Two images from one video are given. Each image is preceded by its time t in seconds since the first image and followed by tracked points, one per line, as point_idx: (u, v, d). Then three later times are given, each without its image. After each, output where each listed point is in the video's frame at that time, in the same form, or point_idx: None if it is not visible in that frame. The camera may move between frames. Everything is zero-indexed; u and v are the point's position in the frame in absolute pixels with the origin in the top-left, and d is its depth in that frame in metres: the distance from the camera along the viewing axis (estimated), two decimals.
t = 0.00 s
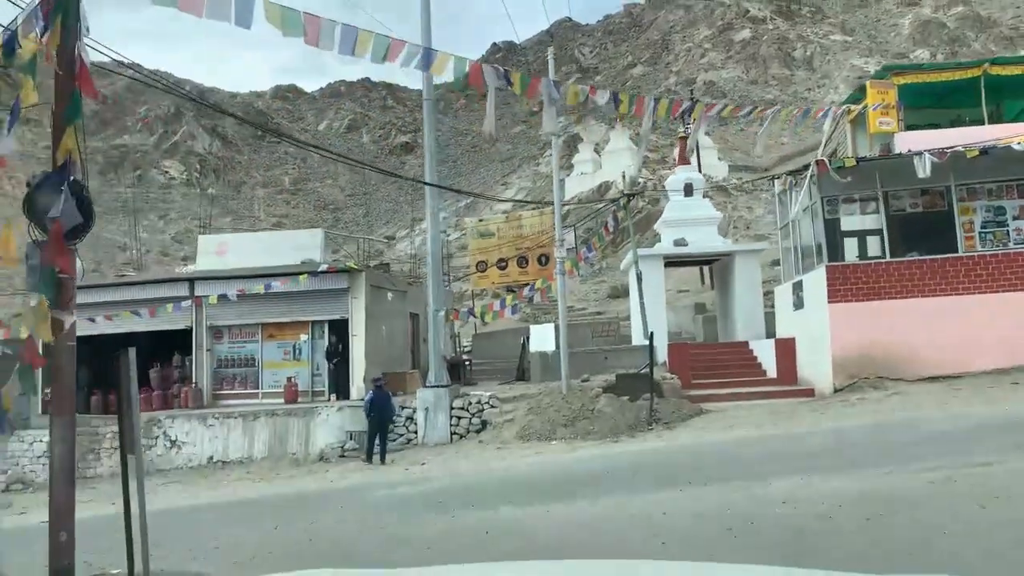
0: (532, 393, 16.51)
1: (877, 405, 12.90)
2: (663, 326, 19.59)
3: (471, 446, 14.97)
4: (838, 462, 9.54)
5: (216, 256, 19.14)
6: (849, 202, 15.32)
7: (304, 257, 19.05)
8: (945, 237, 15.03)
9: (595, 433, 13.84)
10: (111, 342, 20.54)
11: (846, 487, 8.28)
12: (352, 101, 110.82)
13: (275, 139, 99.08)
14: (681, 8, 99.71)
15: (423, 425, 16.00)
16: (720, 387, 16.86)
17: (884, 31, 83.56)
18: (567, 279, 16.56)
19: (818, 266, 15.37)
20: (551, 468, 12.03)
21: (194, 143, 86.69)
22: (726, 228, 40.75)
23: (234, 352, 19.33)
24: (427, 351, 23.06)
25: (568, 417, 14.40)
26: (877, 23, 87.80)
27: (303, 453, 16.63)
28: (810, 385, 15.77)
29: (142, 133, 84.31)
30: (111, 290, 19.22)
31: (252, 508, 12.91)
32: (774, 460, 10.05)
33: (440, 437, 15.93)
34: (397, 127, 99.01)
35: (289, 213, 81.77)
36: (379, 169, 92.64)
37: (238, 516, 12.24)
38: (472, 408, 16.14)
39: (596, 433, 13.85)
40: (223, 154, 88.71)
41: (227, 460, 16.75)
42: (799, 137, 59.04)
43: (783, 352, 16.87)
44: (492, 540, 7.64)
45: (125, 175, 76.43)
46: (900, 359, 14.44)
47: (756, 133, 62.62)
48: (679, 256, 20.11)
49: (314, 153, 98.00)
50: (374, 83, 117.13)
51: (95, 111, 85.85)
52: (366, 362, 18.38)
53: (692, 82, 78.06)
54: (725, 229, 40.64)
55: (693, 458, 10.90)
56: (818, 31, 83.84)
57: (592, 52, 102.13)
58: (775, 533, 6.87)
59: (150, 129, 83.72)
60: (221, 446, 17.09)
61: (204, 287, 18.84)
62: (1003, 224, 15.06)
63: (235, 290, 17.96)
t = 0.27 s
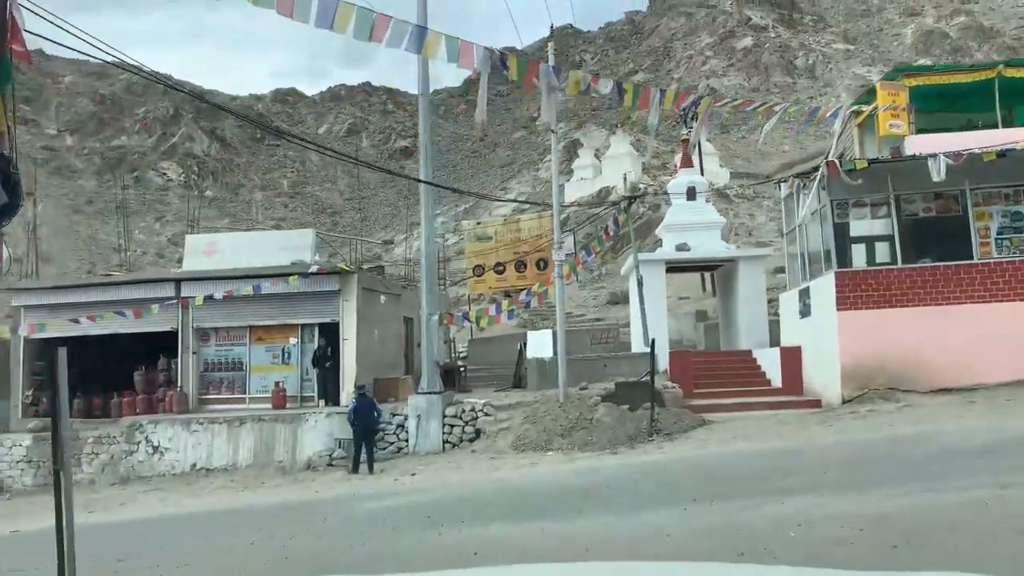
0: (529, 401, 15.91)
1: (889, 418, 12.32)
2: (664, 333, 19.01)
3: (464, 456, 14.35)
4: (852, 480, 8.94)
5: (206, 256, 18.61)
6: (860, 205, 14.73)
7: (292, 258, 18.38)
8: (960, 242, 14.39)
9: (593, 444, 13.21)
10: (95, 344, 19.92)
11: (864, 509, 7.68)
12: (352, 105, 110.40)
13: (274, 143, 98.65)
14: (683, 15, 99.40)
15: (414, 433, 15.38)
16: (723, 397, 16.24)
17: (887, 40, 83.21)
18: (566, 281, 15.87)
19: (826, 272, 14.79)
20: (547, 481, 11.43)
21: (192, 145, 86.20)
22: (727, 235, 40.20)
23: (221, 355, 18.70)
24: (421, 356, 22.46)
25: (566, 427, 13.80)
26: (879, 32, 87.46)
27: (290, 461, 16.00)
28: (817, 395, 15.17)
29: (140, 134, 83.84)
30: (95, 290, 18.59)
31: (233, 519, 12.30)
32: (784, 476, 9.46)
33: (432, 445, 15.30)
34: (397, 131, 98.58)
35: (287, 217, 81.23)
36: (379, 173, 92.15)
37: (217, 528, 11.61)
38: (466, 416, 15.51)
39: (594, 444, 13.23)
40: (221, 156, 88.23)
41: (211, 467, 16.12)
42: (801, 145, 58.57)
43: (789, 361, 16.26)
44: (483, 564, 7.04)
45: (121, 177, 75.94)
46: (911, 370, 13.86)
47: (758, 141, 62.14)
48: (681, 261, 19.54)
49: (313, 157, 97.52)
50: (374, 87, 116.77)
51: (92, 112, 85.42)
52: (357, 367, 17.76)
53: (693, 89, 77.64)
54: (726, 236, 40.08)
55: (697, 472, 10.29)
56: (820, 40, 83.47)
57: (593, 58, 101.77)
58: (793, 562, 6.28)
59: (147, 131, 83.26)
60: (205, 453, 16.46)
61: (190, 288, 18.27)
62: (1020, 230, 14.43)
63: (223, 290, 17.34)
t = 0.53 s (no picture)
0: (526, 404, 15.28)
1: (905, 426, 11.69)
2: (667, 335, 18.40)
3: (457, 460, 13.72)
4: (871, 494, 8.30)
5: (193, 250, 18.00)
6: (873, 203, 14.10)
7: (283, 253, 17.81)
8: (980, 243, 13.74)
9: (593, 450, 12.58)
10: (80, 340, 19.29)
11: (888, 528, 7.04)
12: (354, 103, 109.81)
13: (275, 140, 98.08)
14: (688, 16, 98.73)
15: (406, 436, 14.75)
16: (729, 403, 15.60)
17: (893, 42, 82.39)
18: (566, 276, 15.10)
19: (837, 274, 14.20)
20: (543, 489, 10.81)
21: (192, 141, 85.66)
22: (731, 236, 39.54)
23: (209, 353, 18.10)
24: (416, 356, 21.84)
25: (564, 432, 13.18)
26: (886, 35, 86.75)
27: (276, 464, 15.40)
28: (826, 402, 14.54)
29: (140, 130, 83.32)
30: (80, 284, 17.92)
31: (212, 525, 11.68)
32: (796, 489, 8.83)
33: (426, 449, 14.65)
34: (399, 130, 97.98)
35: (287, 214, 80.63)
36: (380, 171, 91.56)
37: (195, 534, 10.99)
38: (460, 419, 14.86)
39: (594, 450, 12.59)
40: (221, 153, 87.66)
41: (195, 469, 15.50)
42: (807, 147, 57.89)
43: (797, 365, 15.62)
44: None
45: (120, 172, 75.40)
46: (926, 376, 13.21)
47: (763, 142, 61.43)
48: (685, 260, 18.90)
49: (314, 155, 96.94)
50: (376, 86, 116.19)
51: (92, 106, 84.84)
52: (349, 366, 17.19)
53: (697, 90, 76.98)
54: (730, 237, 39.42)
55: (704, 483, 9.65)
56: (826, 42, 82.68)
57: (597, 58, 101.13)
58: None
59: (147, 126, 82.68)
60: (190, 454, 15.84)
61: (177, 282, 17.71)
62: None
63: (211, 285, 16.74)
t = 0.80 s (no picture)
0: (523, 402, 14.65)
1: (922, 428, 11.05)
2: (670, 331, 17.78)
3: (451, 460, 13.11)
4: (893, 502, 7.68)
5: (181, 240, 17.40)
6: (887, 194, 13.47)
7: (273, 244, 17.26)
8: (1000, 238, 13.00)
9: (593, 451, 11.97)
10: (65, 332, 18.74)
11: (915, 541, 6.42)
12: (355, 97, 109.12)
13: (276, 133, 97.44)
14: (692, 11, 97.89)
15: (398, 435, 14.15)
16: (734, 402, 14.99)
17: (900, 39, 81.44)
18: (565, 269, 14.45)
19: (848, 268, 13.59)
20: (539, 493, 10.20)
21: (191, 134, 85.06)
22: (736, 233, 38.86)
23: (196, 347, 17.52)
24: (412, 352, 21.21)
25: (563, 432, 12.56)
26: (892, 31, 85.88)
27: (263, 462, 14.82)
28: (836, 402, 13.91)
29: (140, 122, 82.74)
30: (64, 274, 17.40)
31: (190, 527, 11.08)
32: (811, 495, 8.20)
33: (417, 448, 14.04)
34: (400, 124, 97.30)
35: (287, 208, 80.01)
36: (381, 165, 90.88)
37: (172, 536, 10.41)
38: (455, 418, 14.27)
39: (594, 451, 11.98)
40: (221, 146, 87.07)
41: (178, 467, 14.91)
42: (812, 143, 57.15)
43: (806, 363, 15.00)
44: None
45: (119, 164, 74.83)
46: (943, 375, 12.53)
47: (767, 138, 60.66)
48: (689, 255, 18.30)
49: (315, 149, 96.27)
50: (377, 80, 115.45)
51: (92, 98, 84.26)
52: (341, 361, 16.61)
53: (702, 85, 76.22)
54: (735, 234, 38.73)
55: (712, 488, 9.05)
56: (832, 38, 81.82)
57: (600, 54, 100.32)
58: None
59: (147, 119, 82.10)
60: (173, 452, 15.25)
61: (164, 273, 17.15)
62: None
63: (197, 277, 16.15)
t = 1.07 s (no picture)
0: (519, 396, 14.14)
1: (935, 426, 10.54)
2: (671, 324, 17.27)
3: (442, 456, 12.61)
4: (910, 509, 7.17)
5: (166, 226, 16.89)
6: (898, 182, 12.92)
7: (262, 231, 16.77)
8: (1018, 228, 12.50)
9: (590, 448, 11.47)
10: (49, 321, 18.21)
11: (938, 555, 5.90)
12: (354, 89, 108.41)
13: (274, 124, 96.81)
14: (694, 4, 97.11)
15: (388, 429, 13.65)
16: (737, 398, 14.47)
17: (903, 33, 80.72)
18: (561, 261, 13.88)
19: (856, 260, 13.06)
20: (531, 494, 9.67)
21: (189, 124, 84.39)
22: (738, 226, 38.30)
23: (181, 338, 17.02)
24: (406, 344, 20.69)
25: (558, 428, 12.06)
26: (895, 25, 85.21)
27: (249, 457, 14.34)
28: (842, 399, 13.40)
29: (137, 112, 82.08)
30: (46, 262, 16.92)
31: (167, 525, 10.56)
32: (822, 500, 7.68)
33: (408, 443, 13.54)
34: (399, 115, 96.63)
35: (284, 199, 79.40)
36: (380, 157, 90.24)
37: (148, 535, 9.91)
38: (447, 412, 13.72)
39: (591, 448, 11.47)
40: (219, 137, 86.42)
41: (161, 461, 14.44)
42: (815, 137, 56.55)
43: (811, 358, 14.48)
44: None
45: (115, 154, 74.19)
46: (955, 371, 12.01)
47: (769, 132, 60.03)
48: (691, 246, 17.78)
49: (313, 140, 95.59)
50: (377, 71, 114.69)
51: (89, 87, 83.58)
52: (330, 352, 16.07)
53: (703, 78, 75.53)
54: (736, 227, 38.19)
55: (716, 489, 8.55)
56: (835, 31, 81.13)
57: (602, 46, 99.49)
58: None
59: (144, 108, 81.43)
60: (157, 445, 14.76)
61: (150, 262, 16.64)
62: None
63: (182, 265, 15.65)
